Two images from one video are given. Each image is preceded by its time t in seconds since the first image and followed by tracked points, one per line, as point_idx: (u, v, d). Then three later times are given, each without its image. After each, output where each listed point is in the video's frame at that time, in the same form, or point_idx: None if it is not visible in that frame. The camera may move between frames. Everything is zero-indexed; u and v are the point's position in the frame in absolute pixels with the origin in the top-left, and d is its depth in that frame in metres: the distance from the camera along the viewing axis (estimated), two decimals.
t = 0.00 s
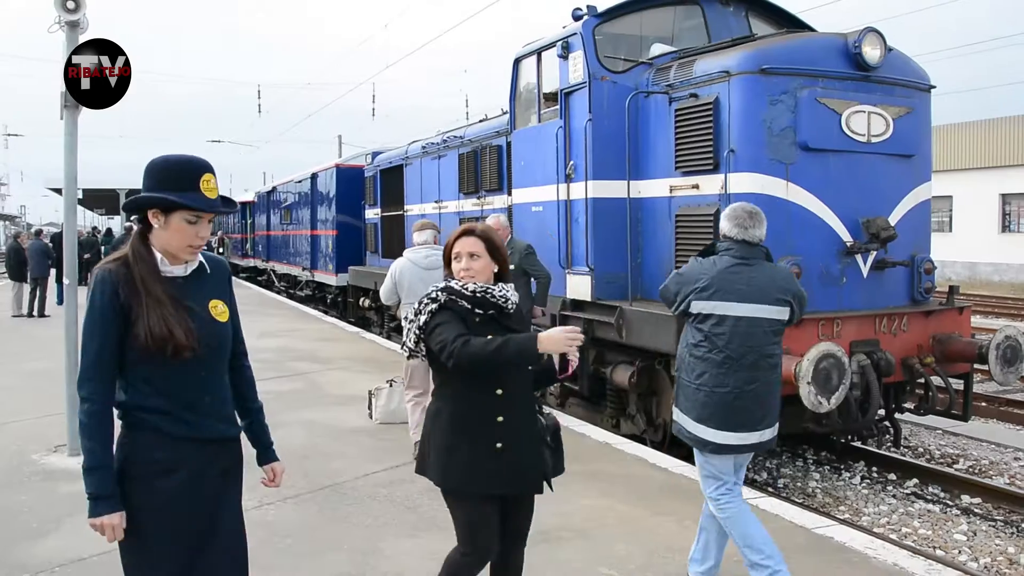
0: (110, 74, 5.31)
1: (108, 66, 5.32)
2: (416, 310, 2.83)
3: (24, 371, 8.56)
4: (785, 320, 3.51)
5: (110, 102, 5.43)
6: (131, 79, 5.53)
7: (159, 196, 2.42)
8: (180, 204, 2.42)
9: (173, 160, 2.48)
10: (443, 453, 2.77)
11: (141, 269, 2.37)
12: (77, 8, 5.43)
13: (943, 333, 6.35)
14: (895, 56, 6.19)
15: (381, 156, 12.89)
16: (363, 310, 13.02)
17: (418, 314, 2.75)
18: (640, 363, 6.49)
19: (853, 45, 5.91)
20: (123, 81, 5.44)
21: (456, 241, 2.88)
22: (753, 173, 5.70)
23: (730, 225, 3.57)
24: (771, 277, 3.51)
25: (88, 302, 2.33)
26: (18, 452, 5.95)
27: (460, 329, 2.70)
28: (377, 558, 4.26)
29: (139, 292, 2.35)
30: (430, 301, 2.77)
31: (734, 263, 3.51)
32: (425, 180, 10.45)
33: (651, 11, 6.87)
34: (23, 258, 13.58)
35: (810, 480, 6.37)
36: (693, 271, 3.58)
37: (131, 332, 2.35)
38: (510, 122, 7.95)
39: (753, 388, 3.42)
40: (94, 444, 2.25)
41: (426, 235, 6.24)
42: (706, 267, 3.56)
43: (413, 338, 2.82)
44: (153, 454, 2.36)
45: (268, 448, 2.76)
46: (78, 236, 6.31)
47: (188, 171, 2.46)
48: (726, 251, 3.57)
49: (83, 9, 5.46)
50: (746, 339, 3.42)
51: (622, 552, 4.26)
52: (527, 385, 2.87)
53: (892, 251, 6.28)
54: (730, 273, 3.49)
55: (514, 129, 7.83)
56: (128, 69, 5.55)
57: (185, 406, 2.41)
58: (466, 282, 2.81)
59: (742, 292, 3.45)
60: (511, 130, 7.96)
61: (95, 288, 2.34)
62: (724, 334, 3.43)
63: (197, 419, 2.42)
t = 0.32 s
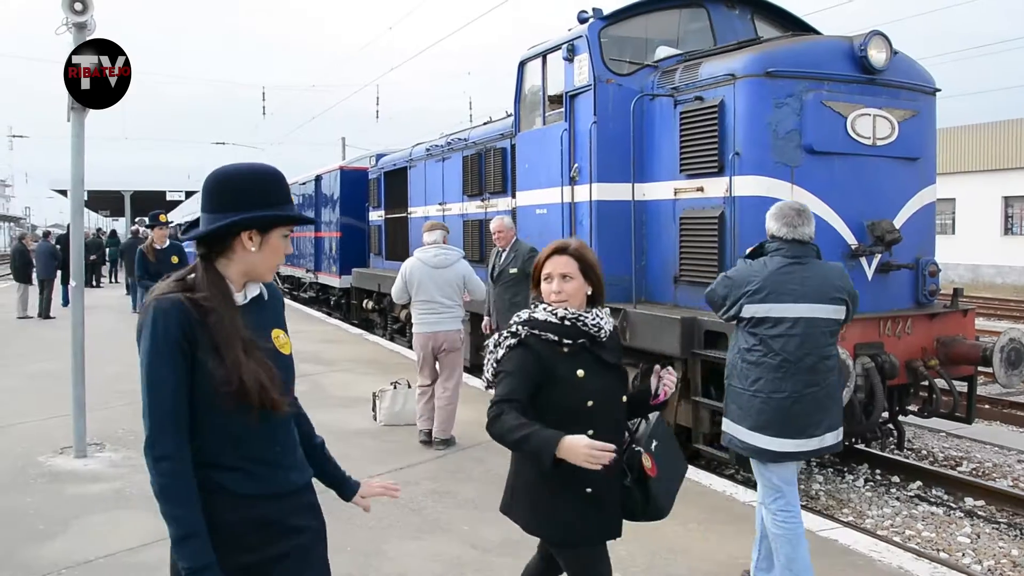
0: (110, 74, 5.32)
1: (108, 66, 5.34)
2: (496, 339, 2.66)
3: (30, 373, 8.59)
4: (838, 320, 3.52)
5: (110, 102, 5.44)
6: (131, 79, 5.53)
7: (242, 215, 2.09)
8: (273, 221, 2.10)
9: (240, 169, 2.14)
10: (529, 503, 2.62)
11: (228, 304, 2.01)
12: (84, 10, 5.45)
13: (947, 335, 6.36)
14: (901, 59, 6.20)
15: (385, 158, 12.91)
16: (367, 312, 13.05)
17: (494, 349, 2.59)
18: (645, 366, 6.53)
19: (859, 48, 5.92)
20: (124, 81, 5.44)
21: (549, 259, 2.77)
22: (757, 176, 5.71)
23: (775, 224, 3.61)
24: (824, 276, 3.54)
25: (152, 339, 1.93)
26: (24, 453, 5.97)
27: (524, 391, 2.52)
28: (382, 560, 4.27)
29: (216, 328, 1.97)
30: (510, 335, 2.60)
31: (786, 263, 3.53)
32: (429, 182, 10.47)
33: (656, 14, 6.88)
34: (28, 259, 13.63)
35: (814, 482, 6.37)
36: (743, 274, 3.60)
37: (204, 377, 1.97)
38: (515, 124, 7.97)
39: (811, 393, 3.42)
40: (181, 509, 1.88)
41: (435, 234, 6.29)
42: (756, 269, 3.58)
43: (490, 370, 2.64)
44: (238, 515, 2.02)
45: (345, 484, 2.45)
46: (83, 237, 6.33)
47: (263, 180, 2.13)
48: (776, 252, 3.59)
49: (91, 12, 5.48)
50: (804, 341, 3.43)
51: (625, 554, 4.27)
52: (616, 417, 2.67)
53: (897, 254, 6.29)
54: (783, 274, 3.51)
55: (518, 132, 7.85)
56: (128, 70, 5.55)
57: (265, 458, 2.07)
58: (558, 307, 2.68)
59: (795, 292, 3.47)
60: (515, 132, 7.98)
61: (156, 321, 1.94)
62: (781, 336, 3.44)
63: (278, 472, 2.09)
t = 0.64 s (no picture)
0: (110, 74, 5.34)
1: (108, 66, 5.34)
2: (600, 341, 2.47)
3: (37, 373, 8.61)
4: (900, 323, 3.51)
5: (110, 102, 5.45)
6: (132, 80, 5.55)
7: (352, 188, 1.90)
8: (386, 194, 1.91)
9: (346, 137, 1.93)
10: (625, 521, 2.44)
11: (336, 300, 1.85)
12: (93, 12, 5.46)
13: (953, 338, 6.36)
14: (907, 62, 6.22)
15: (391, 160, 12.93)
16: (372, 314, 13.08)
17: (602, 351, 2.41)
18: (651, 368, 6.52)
19: (866, 51, 5.94)
20: (124, 82, 5.46)
21: (663, 240, 2.55)
22: (764, 178, 5.72)
23: (840, 225, 3.56)
24: (889, 280, 3.51)
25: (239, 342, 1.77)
26: (32, 453, 5.99)
27: (633, 404, 2.33)
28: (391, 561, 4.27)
29: (320, 326, 1.81)
30: (620, 335, 2.41)
31: (849, 265, 3.51)
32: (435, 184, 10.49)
33: (663, 16, 6.90)
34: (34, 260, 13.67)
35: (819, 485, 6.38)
36: (804, 277, 3.58)
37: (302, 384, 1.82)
38: (521, 127, 7.99)
39: (871, 398, 3.44)
40: (258, 541, 1.71)
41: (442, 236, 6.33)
42: (817, 271, 3.56)
43: (594, 376, 2.46)
44: (326, 543, 1.84)
45: (441, 503, 2.29)
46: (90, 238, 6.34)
47: (371, 147, 1.93)
48: (838, 253, 3.56)
49: (100, 14, 5.49)
50: (866, 346, 3.44)
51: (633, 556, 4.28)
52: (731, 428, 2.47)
53: (902, 257, 6.30)
54: (845, 277, 3.49)
55: (525, 134, 7.87)
56: (129, 70, 5.57)
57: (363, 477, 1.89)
58: (692, 304, 2.46)
59: (858, 296, 3.46)
60: (522, 134, 8.00)
61: (247, 319, 1.78)
62: (842, 342, 3.45)
63: (376, 493, 1.91)
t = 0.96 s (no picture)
0: (111, 73, 5.36)
1: (108, 66, 5.36)
2: (750, 379, 2.42)
3: (47, 373, 8.65)
4: (984, 325, 3.52)
5: (109, 102, 5.47)
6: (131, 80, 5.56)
7: (509, 199, 1.65)
8: (549, 204, 1.65)
9: (504, 136, 1.67)
10: (786, 575, 2.25)
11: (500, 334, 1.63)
12: (105, 15, 5.49)
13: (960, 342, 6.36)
14: (917, 66, 6.23)
15: (398, 162, 12.95)
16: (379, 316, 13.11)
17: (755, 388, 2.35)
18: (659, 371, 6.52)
19: (875, 55, 5.95)
20: (124, 81, 5.47)
21: (825, 259, 2.47)
22: (773, 181, 5.72)
23: (923, 229, 3.67)
24: (966, 281, 3.53)
25: (398, 385, 1.53)
26: (42, 453, 6.01)
27: (785, 454, 2.26)
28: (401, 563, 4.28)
29: (493, 364, 1.60)
30: (773, 370, 2.34)
31: (929, 269, 3.52)
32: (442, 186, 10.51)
33: (672, 19, 6.91)
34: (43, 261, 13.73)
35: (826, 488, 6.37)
36: (886, 285, 3.59)
37: (467, 429, 1.59)
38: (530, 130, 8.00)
39: (965, 403, 3.47)
40: None
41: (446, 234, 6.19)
42: (899, 278, 3.56)
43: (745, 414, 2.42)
44: None
45: None
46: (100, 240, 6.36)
47: (529, 151, 1.67)
48: (915, 258, 3.60)
49: (112, 16, 5.51)
50: (956, 350, 3.45)
51: (643, 559, 4.28)
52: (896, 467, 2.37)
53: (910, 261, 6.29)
54: (928, 281, 3.49)
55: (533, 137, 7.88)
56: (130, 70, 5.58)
57: (529, 544, 1.66)
58: (861, 331, 2.41)
59: (943, 299, 3.47)
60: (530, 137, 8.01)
61: (411, 355, 1.54)
62: (933, 348, 3.47)
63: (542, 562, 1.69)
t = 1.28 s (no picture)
0: (110, 74, 5.37)
1: (108, 66, 5.38)
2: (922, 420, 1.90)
3: (56, 374, 8.69)
4: None
5: (110, 103, 5.48)
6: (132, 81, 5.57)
7: (748, 203, 1.41)
8: (792, 211, 1.41)
9: (742, 123, 1.41)
10: None
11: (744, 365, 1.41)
12: (116, 17, 5.51)
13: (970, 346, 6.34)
14: (926, 70, 6.22)
15: (406, 165, 12.97)
16: (387, 318, 13.12)
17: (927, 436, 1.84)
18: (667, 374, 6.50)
19: (885, 58, 5.94)
20: (124, 82, 5.49)
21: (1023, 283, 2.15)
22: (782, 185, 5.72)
23: (977, 232, 3.62)
24: None
25: (667, 439, 1.28)
26: (51, 453, 6.04)
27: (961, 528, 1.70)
28: (409, 565, 4.28)
29: (744, 407, 1.38)
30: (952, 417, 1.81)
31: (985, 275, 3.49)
32: (450, 189, 10.52)
33: (680, 23, 6.91)
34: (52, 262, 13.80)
35: (834, 492, 6.34)
36: (943, 288, 3.50)
37: (723, 489, 1.37)
38: (538, 132, 8.01)
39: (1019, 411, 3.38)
40: None
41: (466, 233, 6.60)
42: (956, 281, 3.50)
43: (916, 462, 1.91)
44: None
45: None
46: (107, 241, 6.38)
47: (766, 143, 1.41)
48: (970, 262, 3.56)
49: (123, 18, 5.53)
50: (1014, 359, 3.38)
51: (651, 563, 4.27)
52: None
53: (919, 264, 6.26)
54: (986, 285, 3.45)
55: (542, 140, 7.89)
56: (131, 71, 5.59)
57: None
58: None
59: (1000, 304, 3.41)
60: (539, 140, 8.02)
61: (679, 400, 1.29)
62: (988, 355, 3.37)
63: None
